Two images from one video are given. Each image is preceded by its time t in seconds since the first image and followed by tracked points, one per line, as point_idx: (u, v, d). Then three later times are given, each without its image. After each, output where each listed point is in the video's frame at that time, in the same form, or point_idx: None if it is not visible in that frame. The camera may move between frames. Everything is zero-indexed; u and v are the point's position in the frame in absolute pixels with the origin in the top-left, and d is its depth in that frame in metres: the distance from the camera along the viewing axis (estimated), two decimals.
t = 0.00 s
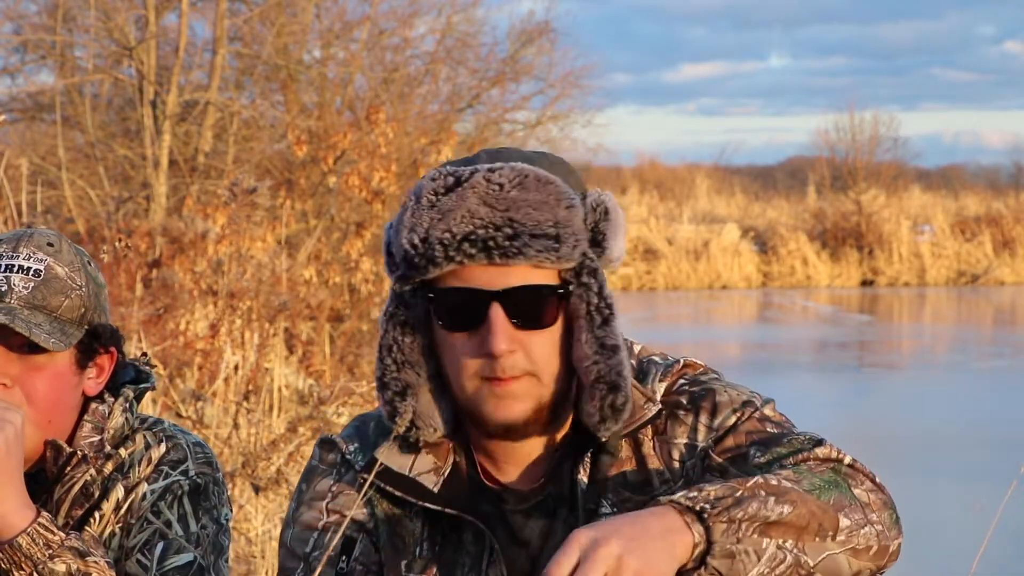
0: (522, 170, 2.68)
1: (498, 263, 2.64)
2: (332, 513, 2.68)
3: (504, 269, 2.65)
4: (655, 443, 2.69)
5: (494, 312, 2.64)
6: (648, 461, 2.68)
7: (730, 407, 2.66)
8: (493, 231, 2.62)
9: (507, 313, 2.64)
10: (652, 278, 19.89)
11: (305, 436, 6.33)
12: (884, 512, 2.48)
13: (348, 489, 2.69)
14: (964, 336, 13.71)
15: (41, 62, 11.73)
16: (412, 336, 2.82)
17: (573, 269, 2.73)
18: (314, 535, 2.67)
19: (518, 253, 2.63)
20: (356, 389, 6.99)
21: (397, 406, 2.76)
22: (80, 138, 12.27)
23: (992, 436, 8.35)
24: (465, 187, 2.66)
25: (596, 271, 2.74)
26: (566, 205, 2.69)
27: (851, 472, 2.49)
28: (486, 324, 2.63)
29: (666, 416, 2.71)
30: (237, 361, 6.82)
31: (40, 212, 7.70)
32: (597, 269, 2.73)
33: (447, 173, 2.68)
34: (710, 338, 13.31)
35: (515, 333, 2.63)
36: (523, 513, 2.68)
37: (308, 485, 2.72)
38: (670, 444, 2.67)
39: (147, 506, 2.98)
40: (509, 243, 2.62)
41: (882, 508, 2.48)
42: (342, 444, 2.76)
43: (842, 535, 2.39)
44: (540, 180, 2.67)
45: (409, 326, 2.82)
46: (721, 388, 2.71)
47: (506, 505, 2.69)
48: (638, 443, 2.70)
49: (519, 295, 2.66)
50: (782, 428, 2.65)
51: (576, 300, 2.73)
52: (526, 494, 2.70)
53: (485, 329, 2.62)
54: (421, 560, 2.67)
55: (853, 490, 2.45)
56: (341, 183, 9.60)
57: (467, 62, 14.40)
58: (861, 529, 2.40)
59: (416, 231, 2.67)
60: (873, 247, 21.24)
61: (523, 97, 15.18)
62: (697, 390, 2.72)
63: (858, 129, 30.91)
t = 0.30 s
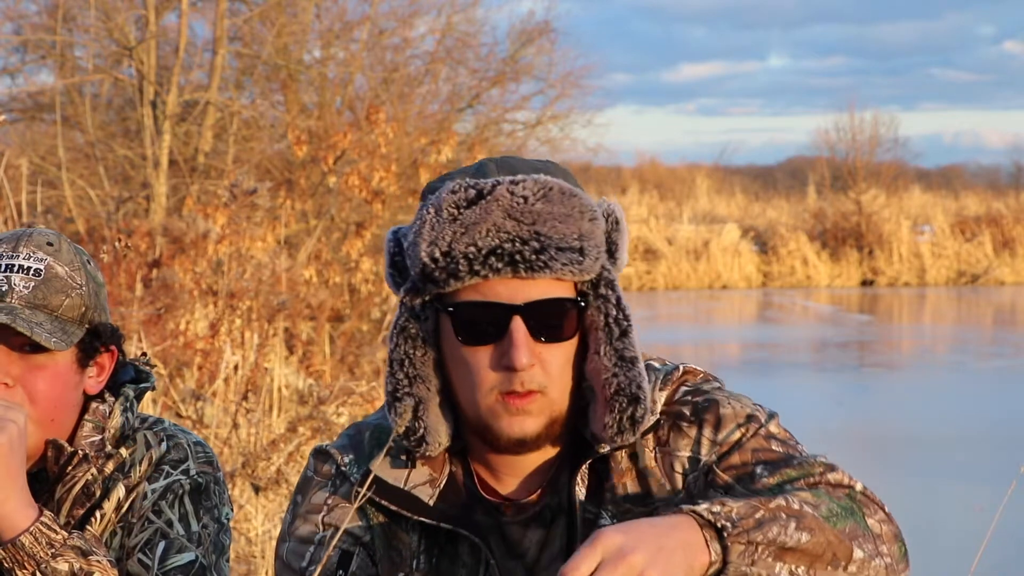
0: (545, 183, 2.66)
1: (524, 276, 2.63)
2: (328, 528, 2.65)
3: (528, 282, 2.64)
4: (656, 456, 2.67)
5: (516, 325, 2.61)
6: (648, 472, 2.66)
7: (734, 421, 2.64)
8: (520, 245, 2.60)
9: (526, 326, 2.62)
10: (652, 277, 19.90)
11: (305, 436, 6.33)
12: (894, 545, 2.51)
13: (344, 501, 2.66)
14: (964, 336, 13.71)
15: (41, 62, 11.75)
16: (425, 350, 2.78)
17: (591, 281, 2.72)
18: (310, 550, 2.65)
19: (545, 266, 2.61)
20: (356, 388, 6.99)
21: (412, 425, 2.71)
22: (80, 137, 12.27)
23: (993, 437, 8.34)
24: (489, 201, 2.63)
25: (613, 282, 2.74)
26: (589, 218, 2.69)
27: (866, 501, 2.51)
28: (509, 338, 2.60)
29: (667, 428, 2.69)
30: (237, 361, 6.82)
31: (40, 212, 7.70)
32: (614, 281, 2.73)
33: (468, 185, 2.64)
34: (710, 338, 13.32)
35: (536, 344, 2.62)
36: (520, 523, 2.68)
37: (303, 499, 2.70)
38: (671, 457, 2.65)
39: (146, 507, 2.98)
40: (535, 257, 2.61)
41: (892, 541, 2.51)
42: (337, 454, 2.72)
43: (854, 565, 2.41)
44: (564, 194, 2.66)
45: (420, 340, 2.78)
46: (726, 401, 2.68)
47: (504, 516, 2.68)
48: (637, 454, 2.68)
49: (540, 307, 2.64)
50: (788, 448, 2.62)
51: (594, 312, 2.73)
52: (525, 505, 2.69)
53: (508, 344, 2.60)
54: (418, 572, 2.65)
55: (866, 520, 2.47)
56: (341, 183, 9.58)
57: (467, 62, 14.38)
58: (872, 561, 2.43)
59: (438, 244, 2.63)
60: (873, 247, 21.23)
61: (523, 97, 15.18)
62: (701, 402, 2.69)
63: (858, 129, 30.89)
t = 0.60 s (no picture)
0: (564, 193, 2.65)
1: (538, 286, 2.61)
2: (329, 535, 2.62)
3: (541, 291, 2.62)
4: (665, 468, 2.65)
5: (528, 335, 2.61)
6: (656, 484, 2.65)
7: (744, 439, 2.63)
8: (536, 255, 2.59)
9: (537, 334, 2.61)
10: (652, 277, 19.88)
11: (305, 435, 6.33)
12: None
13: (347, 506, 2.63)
14: (964, 336, 13.71)
15: (41, 62, 11.75)
16: (434, 357, 2.75)
17: (603, 292, 2.72)
18: (311, 557, 2.60)
19: (560, 277, 2.60)
20: (356, 388, 6.98)
21: (418, 430, 2.67)
22: (80, 137, 12.26)
23: (993, 437, 8.34)
24: (507, 209, 2.61)
25: (626, 296, 2.73)
26: (607, 230, 2.67)
27: (877, 537, 2.50)
28: (521, 348, 2.59)
29: (676, 441, 2.68)
30: (237, 361, 6.81)
31: (40, 212, 7.69)
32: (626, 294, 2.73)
33: (486, 193, 2.63)
34: (710, 338, 13.32)
35: (546, 354, 2.61)
36: (522, 530, 2.67)
37: (305, 505, 2.66)
38: (680, 469, 2.64)
39: (146, 507, 2.96)
40: (551, 267, 2.59)
41: None
42: (339, 460, 2.68)
43: None
44: (582, 205, 2.65)
45: (429, 345, 2.74)
46: (737, 417, 2.68)
47: (506, 525, 2.67)
48: (644, 467, 2.67)
49: (552, 317, 2.63)
50: (799, 470, 2.62)
51: (605, 326, 2.73)
52: (526, 515, 2.68)
53: (519, 353, 2.59)
54: None
55: (875, 557, 2.47)
56: (341, 183, 9.58)
57: (467, 62, 14.37)
58: None
59: (453, 251, 2.61)
60: (873, 247, 21.22)
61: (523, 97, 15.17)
62: (712, 416, 2.69)
63: (858, 129, 30.89)
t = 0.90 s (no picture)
0: (575, 201, 2.66)
1: (551, 295, 2.60)
2: (332, 536, 2.62)
3: (554, 301, 2.61)
4: (688, 492, 2.60)
5: (540, 344, 2.58)
6: (676, 507, 2.59)
7: (771, 481, 2.57)
8: (549, 263, 2.59)
9: (550, 343, 2.58)
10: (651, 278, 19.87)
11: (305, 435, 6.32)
12: None
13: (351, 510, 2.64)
14: (964, 336, 13.71)
15: (41, 62, 11.75)
16: (446, 373, 2.72)
17: (615, 303, 2.70)
18: (314, 558, 2.61)
19: (573, 285, 2.59)
20: (356, 389, 6.97)
21: (435, 447, 2.65)
22: (80, 137, 12.27)
23: (993, 437, 8.34)
24: (518, 218, 2.63)
25: (637, 307, 2.71)
26: (619, 238, 2.67)
27: None
28: (533, 357, 2.56)
29: (705, 468, 2.62)
30: (237, 361, 6.80)
31: (39, 212, 7.69)
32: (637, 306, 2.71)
33: (497, 202, 2.64)
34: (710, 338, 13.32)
35: (558, 363, 2.58)
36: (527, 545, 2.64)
37: (308, 505, 2.67)
38: (703, 497, 2.59)
39: (160, 513, 2.98)
40: (564, 275, 2.59)
41: None
42: (343, 461, 2.68)
43: None
44: (594, 213, 2.66)
45: (444, 361, 2.72)
46: (766, 457, 2.62)
47: (512, 534, 2.66)
48: (666, 489, 2.61)
49: (563, 326, 2.60)
50: (819, 531, 2.55)
51: (617, 337, 2.70)
52: (533, 527, 2.66)
53: (532, 363, 2.56)
54: None
55: None
56: (340, 183, 9.58)
57: (467, 62, 14.36)
58: None
59: (465, 261, 2.61)
60: (873, 247, 21.23)
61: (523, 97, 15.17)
62: (743, 450, 2.62)
63: (858, 129, 30.89)
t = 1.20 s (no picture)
0: (632, 237, 2.63)
1: (606, 331, 2.57)
2: (356, 538, 2.64)
3: (608, 337, 2.58)
4: (733, 541, 2.65)
5: (591, 378, 2.52)
6: (719, 557, 2.63)
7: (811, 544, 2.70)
8: (607, 300, 2.57)
9: (603, 379, 2.53)
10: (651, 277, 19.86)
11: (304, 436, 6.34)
12: None
13: (376, 514, 2.65)
14: (964, 336, 13.71)
15: (41, 62, 11.76)
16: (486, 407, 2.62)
17: (664, 341, 2.66)
18: (337, 557, 2.63)
19: (630, 323, 2.57)
20: (356, 389, 6.99)
21: (477, 484, 2.59)
22: (80, 137, 12.27)
23: (992, 437, 8.35)
24: (574, 253, 2.60)
25: (684, 344, 2.69)
26: (673, 274, 2.66)
27: None
28: (585, 394, 2.49)
29: (754, 521, 2.68)
30: (237, 361, 6.81)
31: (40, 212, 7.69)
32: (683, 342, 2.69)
33: (552, 235, 2.60)
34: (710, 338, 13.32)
35: (609, 401, 2.52)
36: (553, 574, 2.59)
37: (332, 504, 2.67)
38: (748, 549, 2.64)
39: (177, 525, 3.14)
40: (622, 313, 2.57)
41: None
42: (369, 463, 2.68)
43: None
44: (651, 250, 2.64)
45: (486, 395, 2.63)
46: (805, 519, 2.73)
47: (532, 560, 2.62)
48: (710, 537, 2.65)
49: (618, 363, 2.57)
50: None
51: (665, 374, 2.66)
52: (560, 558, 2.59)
53: (583, 400, 2.49)
54: None
55: None
56: (340, 183, 9.58)
57: (467, 62, 14.35)
58: None
59: (519, 295, 2.58)
60: (873, 247, 21.23)
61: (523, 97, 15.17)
62: (788, 508, 2.72)
63: (858, 129, 30.89)
